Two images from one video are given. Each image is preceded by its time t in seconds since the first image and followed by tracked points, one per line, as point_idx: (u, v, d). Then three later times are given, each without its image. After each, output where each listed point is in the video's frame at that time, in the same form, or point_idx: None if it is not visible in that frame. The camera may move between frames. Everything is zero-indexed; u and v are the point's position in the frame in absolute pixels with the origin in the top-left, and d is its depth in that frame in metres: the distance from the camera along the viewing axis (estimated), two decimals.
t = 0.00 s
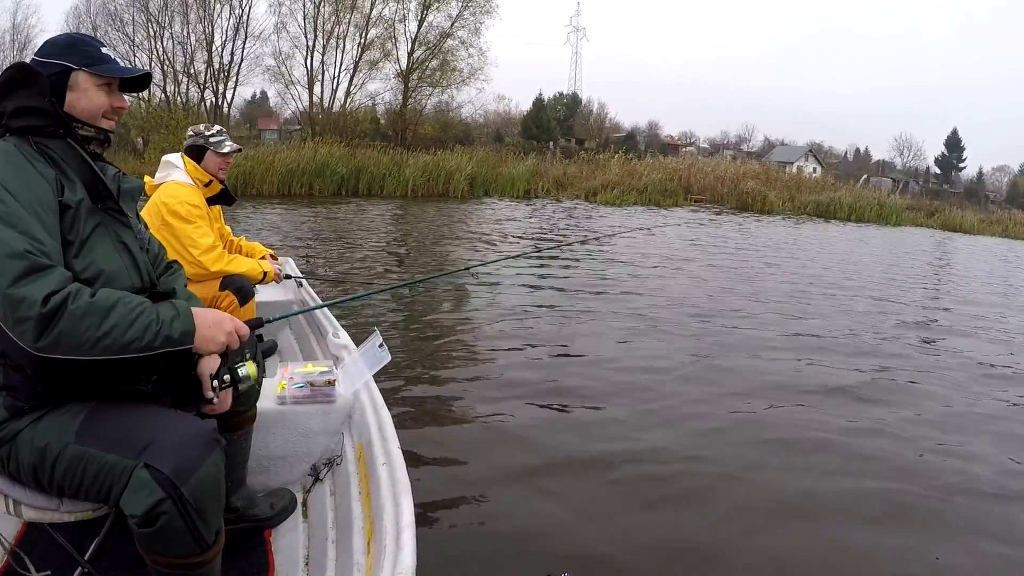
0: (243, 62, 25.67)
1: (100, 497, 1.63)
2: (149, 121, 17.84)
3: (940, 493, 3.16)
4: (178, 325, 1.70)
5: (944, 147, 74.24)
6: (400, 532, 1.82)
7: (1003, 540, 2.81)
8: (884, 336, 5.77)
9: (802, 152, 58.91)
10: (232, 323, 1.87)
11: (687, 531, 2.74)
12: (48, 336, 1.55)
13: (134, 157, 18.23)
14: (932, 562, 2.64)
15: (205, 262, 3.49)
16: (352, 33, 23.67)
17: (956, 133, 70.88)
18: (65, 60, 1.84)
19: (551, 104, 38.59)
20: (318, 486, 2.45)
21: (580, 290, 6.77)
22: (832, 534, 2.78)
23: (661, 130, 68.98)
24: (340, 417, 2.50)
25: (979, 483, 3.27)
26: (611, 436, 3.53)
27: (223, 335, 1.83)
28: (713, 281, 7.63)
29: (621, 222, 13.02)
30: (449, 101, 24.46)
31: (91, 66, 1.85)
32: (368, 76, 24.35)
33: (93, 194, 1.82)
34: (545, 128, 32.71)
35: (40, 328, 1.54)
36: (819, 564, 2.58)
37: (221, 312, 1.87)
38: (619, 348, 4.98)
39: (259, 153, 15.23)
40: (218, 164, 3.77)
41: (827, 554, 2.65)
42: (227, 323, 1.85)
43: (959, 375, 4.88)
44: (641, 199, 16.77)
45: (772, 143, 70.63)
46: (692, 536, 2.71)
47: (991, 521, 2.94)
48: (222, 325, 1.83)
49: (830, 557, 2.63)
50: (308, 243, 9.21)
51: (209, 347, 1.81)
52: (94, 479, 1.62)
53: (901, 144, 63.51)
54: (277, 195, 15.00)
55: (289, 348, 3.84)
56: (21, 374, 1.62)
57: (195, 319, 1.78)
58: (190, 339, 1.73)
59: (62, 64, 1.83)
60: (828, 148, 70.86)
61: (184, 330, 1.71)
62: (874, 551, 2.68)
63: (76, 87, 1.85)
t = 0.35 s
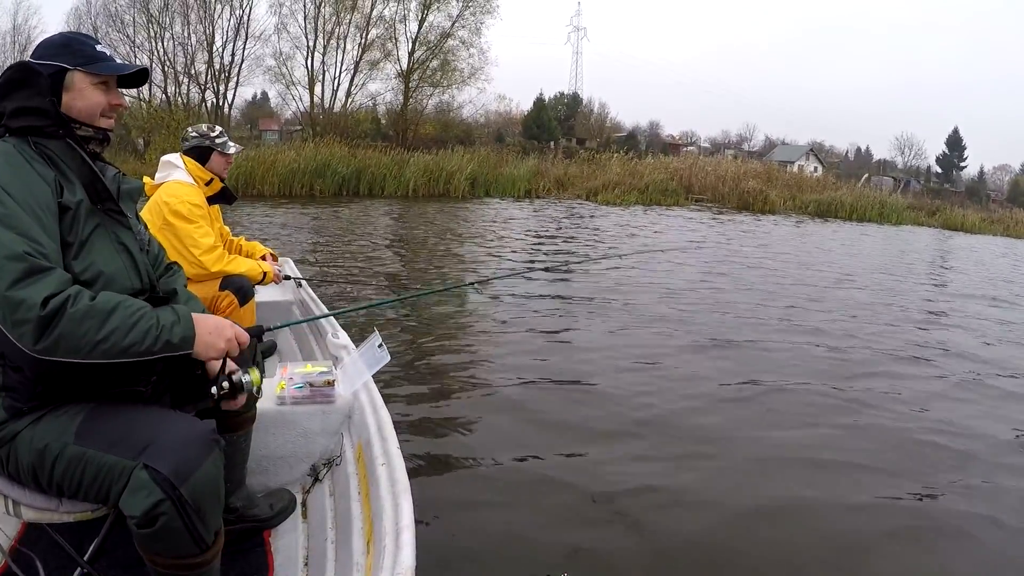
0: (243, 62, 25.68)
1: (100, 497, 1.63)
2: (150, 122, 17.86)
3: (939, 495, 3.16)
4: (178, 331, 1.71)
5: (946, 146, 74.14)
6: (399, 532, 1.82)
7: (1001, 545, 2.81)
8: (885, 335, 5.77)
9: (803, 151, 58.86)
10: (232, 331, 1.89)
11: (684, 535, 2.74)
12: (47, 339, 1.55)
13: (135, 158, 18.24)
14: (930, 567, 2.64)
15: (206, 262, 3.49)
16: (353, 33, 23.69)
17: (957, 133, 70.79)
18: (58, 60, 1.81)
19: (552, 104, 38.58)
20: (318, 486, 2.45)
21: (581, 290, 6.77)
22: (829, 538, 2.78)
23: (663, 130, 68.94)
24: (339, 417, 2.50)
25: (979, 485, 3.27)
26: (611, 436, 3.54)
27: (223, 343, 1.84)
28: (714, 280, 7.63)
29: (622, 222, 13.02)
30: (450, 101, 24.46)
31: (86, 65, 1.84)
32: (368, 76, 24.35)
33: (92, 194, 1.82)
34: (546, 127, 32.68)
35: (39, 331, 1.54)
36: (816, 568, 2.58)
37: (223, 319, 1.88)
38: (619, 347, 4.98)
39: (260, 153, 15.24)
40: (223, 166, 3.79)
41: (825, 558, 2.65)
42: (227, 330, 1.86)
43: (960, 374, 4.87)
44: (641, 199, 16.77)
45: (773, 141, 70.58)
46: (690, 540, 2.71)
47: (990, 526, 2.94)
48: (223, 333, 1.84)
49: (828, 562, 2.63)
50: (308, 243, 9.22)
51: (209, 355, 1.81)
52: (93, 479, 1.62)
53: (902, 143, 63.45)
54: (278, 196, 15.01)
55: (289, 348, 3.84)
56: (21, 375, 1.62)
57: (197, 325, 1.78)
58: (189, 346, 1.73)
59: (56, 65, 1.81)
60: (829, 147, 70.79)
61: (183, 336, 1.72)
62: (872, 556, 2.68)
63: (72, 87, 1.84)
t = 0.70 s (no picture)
0: (245, 62, 25.68)
1: (100, 497, 1.64)
2: (151, 121, 17.88)
3: (938, 492, 3.16)
4: (180, 343, 1.71)
5: (948, 146, 73.98)
6: (400, 531, 1.82)
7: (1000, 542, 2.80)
8: (886, 335, 5.76)
9: (804, 152, 58.80)
10: (236, 348, 1.87)
11: (683, 533, 2.74)
12: (46, 344, 1.55)
13: (137, 158, 18.24)
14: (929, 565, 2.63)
15: (206, 262, 3.50)
16: (354, 33, 23.70)
17: (959, 132, 70.68)
18: (61, 60, 1.82)
19: (554, 104, 38.62)
20: (318, 486, 2.45)
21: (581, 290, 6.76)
22: (829, 536, 2.78)
23: (664, 130, 68.93)
24: (340, 418, 2.50)
25: (979, 482, 3.26)
26: (610, 436, 3.54)
27: (226, 361, 1.82)
28: (715, 280, 7.62)
29: (623, 222, 13.00)
30: (451, 101, 24.45)
31: (88, 66, 1.84)
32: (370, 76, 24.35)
33: (94, 195, 1.83)
34: (548, 128, 32.67)
35: (38, 335, 1.54)
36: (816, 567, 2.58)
37: (228, 337, 1.86)
38: (619, 347, 4.98)
39: (261, 153, 15.24)
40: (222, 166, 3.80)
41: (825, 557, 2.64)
42: (231, 349, 1.84)
43: (962, 374, 4.87)
44: (643, 199, 16.75)
45: (774, 141, 70.54)
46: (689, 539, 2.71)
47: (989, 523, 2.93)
48: (227, 352, 1.83)
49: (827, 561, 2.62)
50: (309, 243, 9.22)
51: (212, 371, 1.80)
52: (94, 480, 1.62)
53: (904, 143, 63.36)
54: (279, 195, 15.02)
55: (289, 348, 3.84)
56: (20, 375, 1.62)
57: (200, 339, 1.78)
58: (191, 360, 1.73)
59: (58, 65, 1.81)
60: (831, 147, 70.72)
61: (186, 350, 1.72)
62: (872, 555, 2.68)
63: (74, 88, 1.84)
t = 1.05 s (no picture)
0: (246, 62, 25.70)
1: (100, 497, 1.64)
2: (153, 121, 17.91)
3: (940, 493, 3.14)
4: (181, 343, 1.72)
5: (950, 145, 73.86)
6: (400, 532, 1.82)
7: (1004, 542, 2.78)
8: (888, 335, 5.75)
9: (806, 151, 58.75)
10: (237, 348, 1.87)
11: (683, 533, 2.73)
12: (46, 343, 1.55)
13: (138, 158, 18.26)
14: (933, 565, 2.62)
15: (205, 262, 3.50)
16: (355, 32, 23.69)
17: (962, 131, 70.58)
18: (63, 60, 1.81)
19: (555, 103, 38.64)
20: (318, 486, 2.45)
21: (582, 290, 6.76)
22: (836, 538, 2.75)
23: (666, 129, 68.91)
24: (340, 418, 2.50)
25: (980, 482, 3.26)
26: (611, 435, 3.54)
27: (226, 362, 1.83)
28: (716, 280, 7.61)
29: (625, 222, 12.99)
30: (453, 101, 24.45)
31: (91, 67, 1.84)
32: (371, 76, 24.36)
33: (94, 195, 1.83)
34: (549, 127, 32.65)
35: (37, 335, 1.54)
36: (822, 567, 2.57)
37: (228, 338, 1.86)
38: (620, 347, 4.97)
39: (263, 154, 15.25)
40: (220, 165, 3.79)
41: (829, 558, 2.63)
42: (231, 351, 1.84)
43: (964, 374, 4.86)
44: (644, 199, 16.73)
45: (776, 139, 70.49)
46: (692, 539, 2.69)
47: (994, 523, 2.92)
48: (227, 352, 1.83)
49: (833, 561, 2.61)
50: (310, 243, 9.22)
51: (211, 371, 1.81)
52: (94, 480, 1.62)
53: (906, 143, 63.27)
54: (281, 196, 15.03)
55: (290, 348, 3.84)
56: (21, 375, 1.62)
57: (201, 340, 1.79)
58: (191, 360, 1.74)
59: (61, 66, 1.81)
60: (832, 147, 70.64)
61: (186, 351, 1.73)
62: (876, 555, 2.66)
63: (77, 89, 1.84)
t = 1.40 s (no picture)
0: (248, 62, 25.72)
1: (100, 497, 1.64)
2: (155, 121, 17.94)
3: (943, 495, 3.13)
4: (180, 345, 1.72)
5: (953, 146, 73.72)
6: (400, 532, 1.82)
7: (1004, 545, 2.77)
8: (889, 335, 5.75)
9: (808, 152, 58.69)
10: (236, 348, 1.87)
11: (684, 531, 2.73)
12: (45, 342, 1.55)
13: (140, 159, 18.28)
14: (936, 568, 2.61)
15: (205, 262, 3.50)
16: (357, 33, 23.70)
17: (964, 132, 70.51)
18: (63, 60, 1.81)
19: (557, 104, 38.65)
20: (318, 486, 2.45)
21: (583, 290, 6.76)
22: (837, 540, 2.74)
23: (668, 130, 68.92)
24: (340, 417, 2.50)
25: (983, 484, 3.25)
26: (611, 434, 3.54)
27: (226, 362, 1.83)
28: (717, 280, 7.60)
29: (627, 223, 12.98)
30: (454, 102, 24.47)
31: (90, 67, 1.84)
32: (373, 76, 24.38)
33: (94, 195, 1.83)
34: (551, 128, 32.65)
35: (36, 336, 1.54)
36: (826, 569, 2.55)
37: (227, 337, 1.86)
38: (620, 348, 4.97)
39: (264, 154, 15.27)
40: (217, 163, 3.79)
41: (832, 560, 2.61)
42: (230, 351, 1.84)
43: (965, 374, 4.85)
44: (646, 200, 16.72)
45: (778, 139, 70.44)
46: (693, 539, 2.68)
47: (998, 527, 2.90)
48: (227, 352, 1.83)
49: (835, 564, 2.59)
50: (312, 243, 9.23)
51: (210, 372, 1.81)
52: (93, 481, 1.62)
53: (908, 143, 63.20)
54: (282, 196, 15.05)
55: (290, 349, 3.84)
56: (20, 376, 1.62)
57: (201, 341, 1.78)
58: (190, 361, 1.74)
59: (60, 65, 1.81)
60: (834, 149, 70.58)
61: (185, 351, 1.72)
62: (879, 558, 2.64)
63: (77, 89, 1.84)
